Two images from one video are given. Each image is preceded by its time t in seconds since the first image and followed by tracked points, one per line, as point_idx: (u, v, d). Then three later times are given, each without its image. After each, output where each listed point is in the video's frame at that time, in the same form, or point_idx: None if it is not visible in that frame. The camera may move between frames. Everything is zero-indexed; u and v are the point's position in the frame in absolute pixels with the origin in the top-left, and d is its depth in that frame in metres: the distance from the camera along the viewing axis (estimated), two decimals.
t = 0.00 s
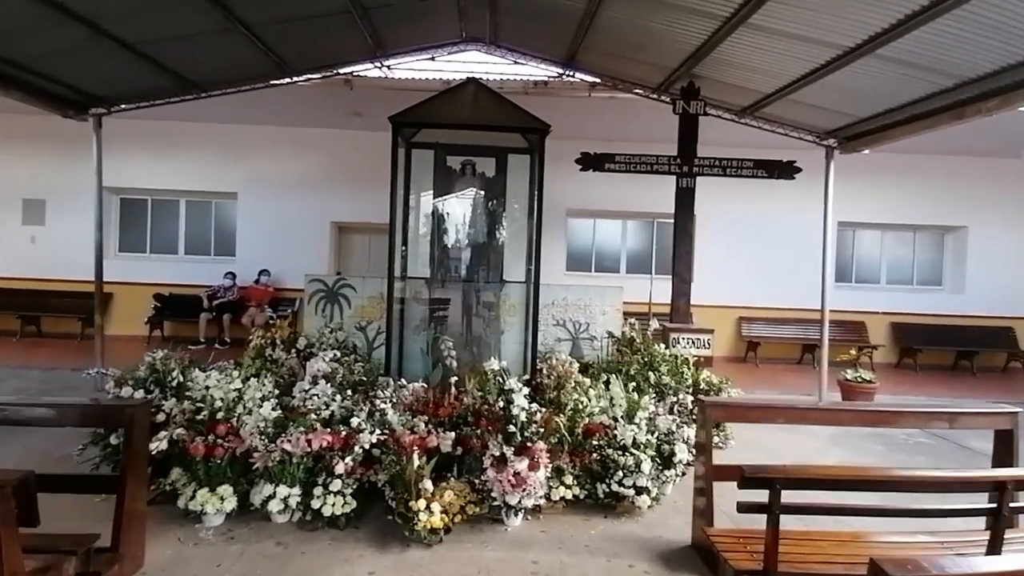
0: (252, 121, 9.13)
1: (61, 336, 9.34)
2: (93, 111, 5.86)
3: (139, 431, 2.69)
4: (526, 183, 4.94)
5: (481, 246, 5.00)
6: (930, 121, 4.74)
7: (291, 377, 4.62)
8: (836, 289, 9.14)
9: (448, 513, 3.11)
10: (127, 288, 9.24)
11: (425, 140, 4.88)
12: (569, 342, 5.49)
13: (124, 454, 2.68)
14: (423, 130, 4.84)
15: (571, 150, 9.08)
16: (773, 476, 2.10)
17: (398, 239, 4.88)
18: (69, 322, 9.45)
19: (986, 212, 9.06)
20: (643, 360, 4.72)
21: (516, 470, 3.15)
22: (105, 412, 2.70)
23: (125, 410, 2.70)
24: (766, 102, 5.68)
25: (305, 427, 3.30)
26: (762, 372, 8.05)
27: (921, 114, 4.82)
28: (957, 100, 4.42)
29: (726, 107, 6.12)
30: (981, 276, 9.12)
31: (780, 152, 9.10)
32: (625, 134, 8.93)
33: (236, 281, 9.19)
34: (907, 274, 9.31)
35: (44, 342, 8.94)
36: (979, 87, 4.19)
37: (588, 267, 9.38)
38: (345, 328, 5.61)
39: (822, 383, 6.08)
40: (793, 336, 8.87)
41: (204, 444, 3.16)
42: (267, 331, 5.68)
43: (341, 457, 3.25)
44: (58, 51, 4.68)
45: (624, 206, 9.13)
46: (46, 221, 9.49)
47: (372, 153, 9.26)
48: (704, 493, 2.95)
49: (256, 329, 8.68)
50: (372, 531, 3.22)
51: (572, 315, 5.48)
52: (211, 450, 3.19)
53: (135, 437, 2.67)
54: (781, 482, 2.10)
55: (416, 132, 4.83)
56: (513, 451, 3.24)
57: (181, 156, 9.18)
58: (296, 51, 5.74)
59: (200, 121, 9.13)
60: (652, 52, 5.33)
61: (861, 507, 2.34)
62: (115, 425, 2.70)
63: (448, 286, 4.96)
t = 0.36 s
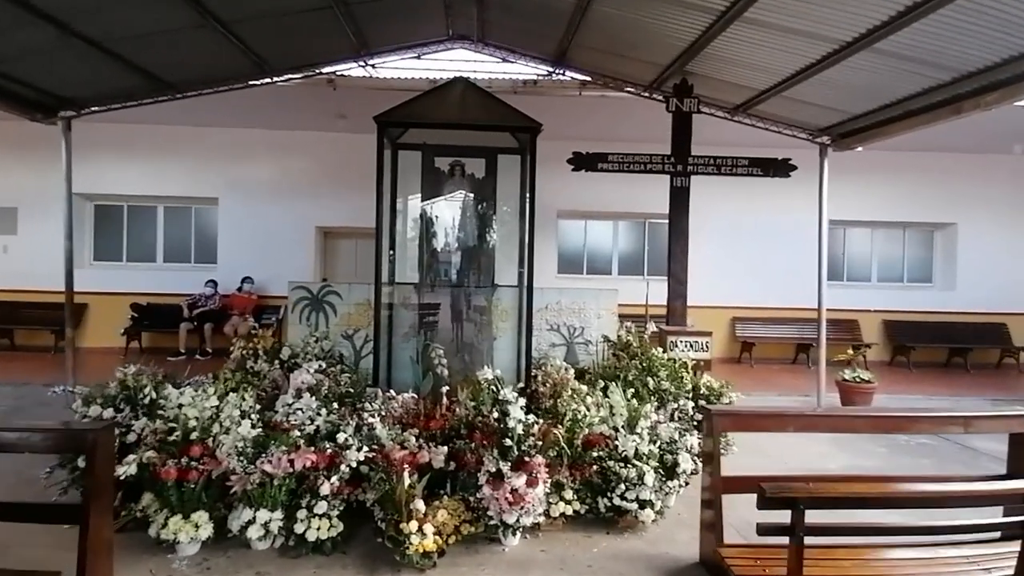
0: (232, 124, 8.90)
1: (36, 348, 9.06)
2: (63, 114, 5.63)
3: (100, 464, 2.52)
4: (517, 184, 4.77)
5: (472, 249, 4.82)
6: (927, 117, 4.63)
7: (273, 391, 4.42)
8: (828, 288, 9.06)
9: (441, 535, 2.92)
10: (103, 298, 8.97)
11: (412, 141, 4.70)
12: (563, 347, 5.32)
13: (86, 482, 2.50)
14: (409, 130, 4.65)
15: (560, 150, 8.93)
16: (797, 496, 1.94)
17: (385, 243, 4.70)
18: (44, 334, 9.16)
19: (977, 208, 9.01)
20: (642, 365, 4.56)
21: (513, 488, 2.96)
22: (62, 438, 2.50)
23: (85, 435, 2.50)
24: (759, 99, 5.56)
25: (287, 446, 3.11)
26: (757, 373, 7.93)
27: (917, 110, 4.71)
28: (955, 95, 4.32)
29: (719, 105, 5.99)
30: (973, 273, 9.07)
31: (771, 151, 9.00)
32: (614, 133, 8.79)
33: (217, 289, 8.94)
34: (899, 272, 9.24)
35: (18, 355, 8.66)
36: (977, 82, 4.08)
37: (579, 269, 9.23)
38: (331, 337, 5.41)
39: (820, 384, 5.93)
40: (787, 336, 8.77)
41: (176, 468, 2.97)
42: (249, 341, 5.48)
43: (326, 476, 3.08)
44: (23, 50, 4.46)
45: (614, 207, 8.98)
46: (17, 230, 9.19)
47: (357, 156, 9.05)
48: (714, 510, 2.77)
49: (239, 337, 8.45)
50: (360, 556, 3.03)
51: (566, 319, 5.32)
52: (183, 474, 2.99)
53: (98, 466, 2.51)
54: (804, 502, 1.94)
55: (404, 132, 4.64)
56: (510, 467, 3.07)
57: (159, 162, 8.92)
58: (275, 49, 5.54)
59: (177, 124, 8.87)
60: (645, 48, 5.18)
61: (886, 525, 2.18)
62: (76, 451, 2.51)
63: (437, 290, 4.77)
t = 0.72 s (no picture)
0: (217, 121, 8.67)
1: (17, 352, 8.81)
2: (40, 109, 5.41)
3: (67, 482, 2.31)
4: (512, 181, 4.61)
5: (465, 249, 4.64)
6: (932, 111, 4.51)
7: (258, 399, 4.24)
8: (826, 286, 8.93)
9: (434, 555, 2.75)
10: (85, 299, 8.73)
11: (402, 137, 4.53)
12: (560, 349, 5.14)
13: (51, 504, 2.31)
14: (399, 127, 4.47)
15: (554, 147, 8.76)
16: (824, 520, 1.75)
17: (375, 242, 4.50)
18: (24, 337, 8.91)
19: (976, 205, 8.90)
20: (643, 370, 4.40)
21: (511, 504, 2.80)
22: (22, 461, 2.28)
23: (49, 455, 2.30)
24: (760, 93, 5.39)
25: (270, 460, 2.94)
26: (756, 373, 7.80)
27: (924, 103, 4.57)
28: (961, 89, 4.20)
29: (719, 99, 5.82)
30: (972, 270, 8.97)
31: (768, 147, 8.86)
32: (608, 130, 8.62)
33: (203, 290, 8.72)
34: (898, 269, 9.13)
35: None
36: (983, 76, 3.97)
37: (574, 268, 9.08)
38: (319, 340, 5.20)
39: (822, 386, 5.77)
40: (785, 335, 8.65)
41: (150, 486, 2.81)
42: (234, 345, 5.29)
43: (312, 493, 2.92)
44: None
45: (609, 204, 8.83)
46: None
47: (346, 153, 8.85)
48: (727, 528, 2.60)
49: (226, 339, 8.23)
50: None
51: (563, 321, 5.13)
52: (158, 493, 2.83)
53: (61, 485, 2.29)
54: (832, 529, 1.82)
55: (394, 127, 4.45)
56: (508, 481, 2.90)
57: (141, 160, 8.67)
58: (261, 40, 5.34)
59: (160, 121, 8.64)
60: (643, 40, 5.01)
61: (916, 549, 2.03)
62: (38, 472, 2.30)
63: (429, 291, 4.57)
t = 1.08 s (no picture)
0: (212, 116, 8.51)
1: (12, 352, 8.67)
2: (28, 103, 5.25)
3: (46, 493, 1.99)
4: (514, 174, 4.42)
5: (465, 245, 4.46)
6: (952, 97, 4.34)
7: (252, 401, 4.08)
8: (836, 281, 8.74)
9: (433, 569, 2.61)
10: (80, 299, 8.58)
11: (400, 129, 4.34)
12: (565, 347, 4.95)
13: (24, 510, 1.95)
14: (395, 119, 4.29)
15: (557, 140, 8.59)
16: (868, 539, 1.68)
17: (373, 238, 4.34)
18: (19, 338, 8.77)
19: (989, 196, 8.71)
20: (652, 368, 4.22)
21: (515, 513, 2.63)
22: None
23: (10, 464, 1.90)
24: (772, 79, 5.21)
25: (259, 466, 2.77)
26: (766, 370, 7.62)
27: (943, 88, 4.41)
28: (984, 72, 4.02)
29: (729, 86, 5.65)
30: (985, 263, 8.78)
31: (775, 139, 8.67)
32: (613, 122, 8.44)
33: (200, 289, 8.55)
34: (909, 263, 8.95)
35: None
36: (1007, 58, 3.79)
37: (577, 264, 8.90)
38: (315, 339, 5.03)
39: (835, 383, 5.58)
40: (794, 332, 8.48)
41: (133, 494, 2.64)
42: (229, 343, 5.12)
43: (305, 500, 2.75)
44: None
45: (613, 199, 8.65)
46: None
47: (344, 148, 8.68)
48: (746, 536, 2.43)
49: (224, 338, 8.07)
50: None
51: (568, 318, 4.95)
52: (141, 501, 2.66)
53: (36, 497, 1.96)
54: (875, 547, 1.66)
55: (391, 117, 4.26)
56: (512, 487, 2.73)
57: (136, 156, 8.52)
58: (253, 28, 5.18)
59: (155, 116, 8.48)
60: (650, 24, 4.84)
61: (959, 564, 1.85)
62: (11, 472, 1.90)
63: (428, 287, 4.40)
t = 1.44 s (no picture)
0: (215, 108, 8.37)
1: (15, 347, 8.59)
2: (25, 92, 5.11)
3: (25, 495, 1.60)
4: (521, 167, 4.24)
5: (471, 239, 4.28)
6: (984, 84, 4.17)
7: (250, 400, 3.91)
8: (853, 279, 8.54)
9: None
10: (83, 294, 8.47)
11: (403, 119, 4.19)
12: (574, 345, 4.77)
13: None
14: (398, 108, 4.12)
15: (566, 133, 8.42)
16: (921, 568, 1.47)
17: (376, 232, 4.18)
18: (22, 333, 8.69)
19: (1013, 192, 8.47)
20: (666, 369, 4.04)
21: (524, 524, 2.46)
22: None
23: None
24: (794, 66, 5.04)
25: (251, 471, 2.59)
26: (781, 370, 7.43)
27: (974, 76, 4.24)
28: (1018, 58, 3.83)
29: (746, 75, 5.46)
30: (1009, 260, 8.55)
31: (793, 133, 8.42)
32: (624, 115, 8.24)
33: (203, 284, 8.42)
34: (930, 260, 8.74)
35: None
36: None
37: (586, 261, 8.72)
38: (317, 337, 4.87)
39: (857, 384, 5.49)
40: (811, 330, 8.28)
41: (118, 500, 2.48)
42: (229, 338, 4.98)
43: (299, 507, 2.58)
44: None
45: (624, 194, 8.46)
46: None
47: (349, 141, 8.53)
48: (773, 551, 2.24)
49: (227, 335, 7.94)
50: None
51: (577, 316, 4.76)
52: (127, 508, 2.50)
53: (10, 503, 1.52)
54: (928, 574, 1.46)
55: (394, 106, 4.09)
56: (519, 496, 2.56)
57: (139, 149, 8.39)
58: (253, 14, 5.02)
59: (159, 108, 8.35)
60: (664, 9, 4.65)
61: None
62: None
63: (433, 284, 4.23)
